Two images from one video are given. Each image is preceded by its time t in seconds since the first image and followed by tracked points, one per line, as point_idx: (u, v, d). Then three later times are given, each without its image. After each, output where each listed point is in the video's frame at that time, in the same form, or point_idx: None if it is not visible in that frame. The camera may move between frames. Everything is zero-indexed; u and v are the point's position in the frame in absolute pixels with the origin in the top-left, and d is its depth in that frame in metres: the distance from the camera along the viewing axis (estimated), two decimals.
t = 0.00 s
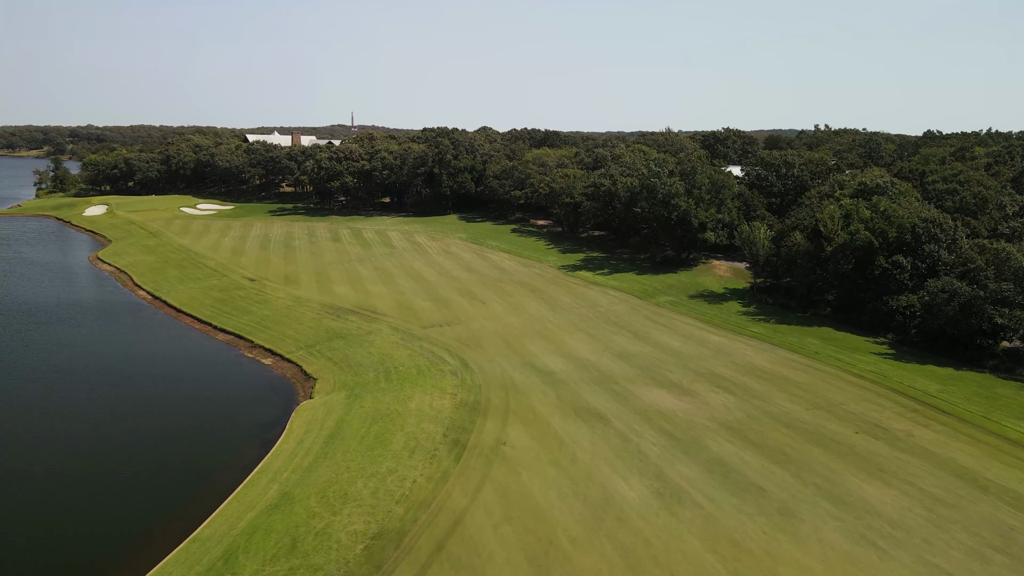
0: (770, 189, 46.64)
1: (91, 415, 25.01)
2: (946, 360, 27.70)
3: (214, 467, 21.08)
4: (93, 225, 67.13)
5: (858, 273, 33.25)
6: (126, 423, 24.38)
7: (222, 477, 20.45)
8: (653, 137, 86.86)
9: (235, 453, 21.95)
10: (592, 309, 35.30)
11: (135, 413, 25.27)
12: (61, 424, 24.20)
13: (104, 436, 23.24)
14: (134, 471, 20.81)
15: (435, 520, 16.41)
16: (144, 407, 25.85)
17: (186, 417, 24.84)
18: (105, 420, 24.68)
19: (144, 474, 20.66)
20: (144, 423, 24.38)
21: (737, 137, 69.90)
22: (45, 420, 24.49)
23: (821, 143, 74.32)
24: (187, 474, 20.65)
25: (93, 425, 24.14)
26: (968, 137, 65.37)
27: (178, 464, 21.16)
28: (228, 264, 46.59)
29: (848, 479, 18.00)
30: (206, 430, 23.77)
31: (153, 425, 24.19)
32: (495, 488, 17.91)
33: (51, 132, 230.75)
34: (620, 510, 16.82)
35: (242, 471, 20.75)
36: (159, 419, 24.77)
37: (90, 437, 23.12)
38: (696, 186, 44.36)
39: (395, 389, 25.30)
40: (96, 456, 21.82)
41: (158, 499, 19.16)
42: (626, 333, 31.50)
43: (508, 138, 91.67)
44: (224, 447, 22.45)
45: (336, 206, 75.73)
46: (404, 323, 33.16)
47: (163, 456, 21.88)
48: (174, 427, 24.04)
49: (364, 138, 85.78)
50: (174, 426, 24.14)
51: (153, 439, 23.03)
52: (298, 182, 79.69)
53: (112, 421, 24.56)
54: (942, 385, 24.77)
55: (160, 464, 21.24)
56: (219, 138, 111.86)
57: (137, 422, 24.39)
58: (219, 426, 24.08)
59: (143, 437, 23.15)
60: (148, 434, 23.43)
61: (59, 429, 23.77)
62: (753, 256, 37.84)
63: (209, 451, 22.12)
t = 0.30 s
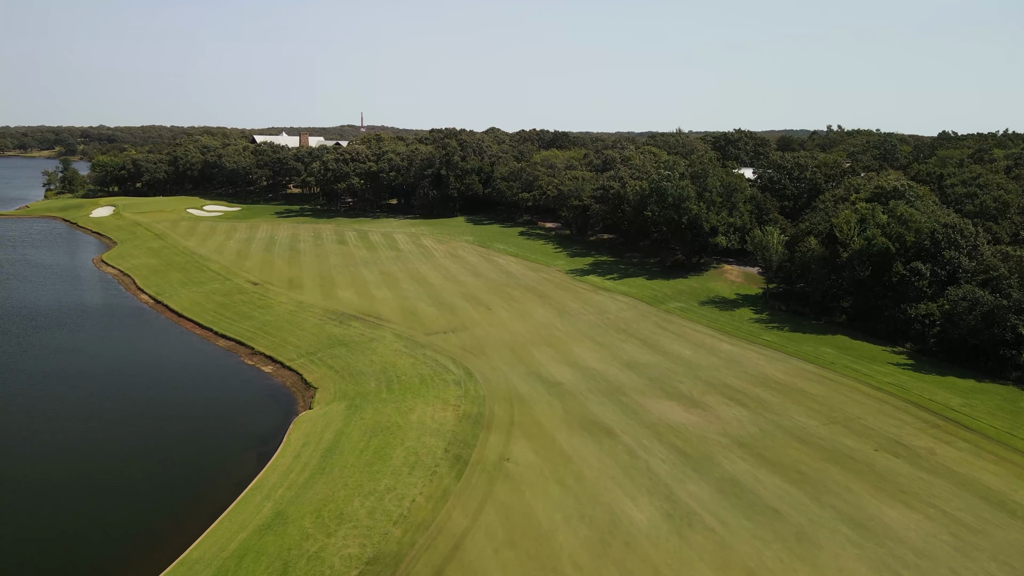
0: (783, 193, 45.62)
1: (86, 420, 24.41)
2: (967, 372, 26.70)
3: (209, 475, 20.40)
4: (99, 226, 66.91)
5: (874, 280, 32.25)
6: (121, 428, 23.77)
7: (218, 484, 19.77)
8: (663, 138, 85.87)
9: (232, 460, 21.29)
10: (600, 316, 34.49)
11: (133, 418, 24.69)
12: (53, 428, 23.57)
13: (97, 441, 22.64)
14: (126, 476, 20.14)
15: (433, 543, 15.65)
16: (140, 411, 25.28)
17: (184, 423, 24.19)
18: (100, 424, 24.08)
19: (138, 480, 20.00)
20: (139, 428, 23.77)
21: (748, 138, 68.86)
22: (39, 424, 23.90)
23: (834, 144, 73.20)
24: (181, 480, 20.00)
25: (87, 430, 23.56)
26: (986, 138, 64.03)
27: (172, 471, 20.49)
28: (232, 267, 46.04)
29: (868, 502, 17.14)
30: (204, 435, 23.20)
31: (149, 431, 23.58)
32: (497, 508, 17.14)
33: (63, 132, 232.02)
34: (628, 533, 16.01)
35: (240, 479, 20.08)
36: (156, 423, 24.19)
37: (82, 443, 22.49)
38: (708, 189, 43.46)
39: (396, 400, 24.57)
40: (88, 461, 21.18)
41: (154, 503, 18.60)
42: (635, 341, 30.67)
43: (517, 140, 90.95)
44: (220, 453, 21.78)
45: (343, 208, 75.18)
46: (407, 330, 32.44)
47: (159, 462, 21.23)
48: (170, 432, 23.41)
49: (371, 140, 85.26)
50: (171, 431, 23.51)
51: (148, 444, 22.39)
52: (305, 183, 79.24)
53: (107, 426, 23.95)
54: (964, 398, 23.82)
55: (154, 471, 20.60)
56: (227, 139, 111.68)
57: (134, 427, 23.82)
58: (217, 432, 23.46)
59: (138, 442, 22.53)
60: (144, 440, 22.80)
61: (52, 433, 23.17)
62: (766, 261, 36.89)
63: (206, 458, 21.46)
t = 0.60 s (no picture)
0: (796, 196, 44.70)
1: (81, 432, 23.92)
2: (988, 384, 25.77)
3: (204, 494, 19.89)
4: (105, 228, 66.67)
5: (891, 287, 31.33)
6: (116, 441, 23.27)
7: (212, 505, 19.27)
8: (673, 139, 84.90)
9: (228, 478, 20.79)
10: (608, 322, 33.72)
11: (128, 430, 24.19)
12: (48, 441, 23.09)
13: (91, 455, 22.16)
14: (119, 497, 19.67)
15: (430, 569, 14.92)
16: (136, 422, 24.78)
17: (181, 436, 23.68)
18: (94, 436, 23.59)
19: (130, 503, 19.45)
20: (135, 441, 23.28)
21: (760, 140, 67.86)
22: (33, 436, 23.43)
23: (847, 146, 72.08)
24: (174, 501, 19.51)
25: (81, 443, 23.07)
26: (1002, 140, 62.79)
27: (166, 491, 20.02)
28: (236, 271, 45.52)
29: (888, 526, 16.31)
30: (200, 450, 22.69)
31: (144, 444, 23.08)
32: (499, 530, 16.37)
33: (74, 133, 233.27)
34: (635, 558, 15.25)
35: (235, 499, 19.56)
36: (152, 436, 23.70)
37: (76, 457, 22.01)
38: (719, 192, 42.59)
39: (397, 411, 23.87)
40: (81, 478, 20.71)
41: (142, 530, 18.02)
42: (644, 349, 29.88)
43: (525, 141, 90.25)
44: (217, 470, 21.30)
45: (349, 210, 74.68)
46: (411, 337, 31.76)
47: (153, 479, 20.74)
48: (166, 446, 22.90)
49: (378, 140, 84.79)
50: (167, 445, 23.00)
51: (143, 460, 21.90)
52: (312, 185, 78.83)
53: (102, 438, 23.44)
54: (986, 412, 22.91)
55: (147, 489, 20.11)
56: (235, 139, 111.40)
57: (129, 440, 23.32)
58: (214, 446, 22.94)
59: (133, 458, 22.04)
60: (139, 454, 22.31)
61: (47, 447, 22.71)
62: (778, 267, 36.04)
63: (201, 476, 20.94)
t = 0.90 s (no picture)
0: (809, 199, 43.74)
1: (78, 435, 23.60)
2: (1010, 396, 24.82)
3: (200, 502, 19.55)
4: (111, 230, 66.40)
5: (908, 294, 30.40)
6: (114, 445, 22.94)
7: (210, 513, 18.92)
8: (683, 140, 83.94)
9: (227, 485, 20.45)
10: (616, 329, 32.94)
11: (127, 433, 23.87)
12: (43, 448, 22.60)
13: (88, 460, 21.83)
14: (115, 502, 19.33)
15: None
16: (135, 426, 24.45)
17: (180, 440, 23.38)
18: (92, 440, 23.26)
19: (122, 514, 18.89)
20: (133, 445, 22.93)
21: (771, 141, 66.84)
22: (29, 440, 23.08)
23: (861, 147, 70.92)
24: (170, 508, 19.15)
25: (78, 447, 22.72)
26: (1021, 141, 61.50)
27: (162, 498, 19.65)
28: (240, 274, 45.02)
29: (911, 551, 15.49)
30: (200, 454, 22.36)
31: (141, 449, 22.74)
32: (500, 553, 15.63)
33: (84, 133, 234.42)
34: None
35: (234, 508, 19.18)
36: (150, 440, 23.38)
37: (73, 462, 21.67)
38: (731, 195, 41.73)
39: (398, 422, 23.17)
40: (77, 483, 20.36)
41: (133, 543, 17.44)
42: (653, 358, 29.07)
43: (534, 142, 89.55)
44: (214, 476, 20.96)
45: (356, 212, 74.17)
46: (414, 343, 31.07)
47: (150, 485, 20.38)
48: (164, 451, 22.58)
49: (386, 141, 84.30)
50: (166, 450, 22.69)
51: (140, 465, 21.57)
52: (319, 186, 78.37)
53: (100, 442, 23.10)
54: (1010, 426, 22.00)
55: (143, 496, 19.73)
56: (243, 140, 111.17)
57: (127, 445, 23.00)
58: (213, 451, 22.60)
59: (131, 463, 21.72)
60: (136, 459, 21.99)
61: (43, 451, 22.36)
62: (792, 273, 35.16)
63: (199, 482, 20.63)
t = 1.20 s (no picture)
0: (823, 202, 42.80)
1: (80, 438, 23.75)
2: None
3: (199, 503, 19.68)
4: (118, 232, 66.16)
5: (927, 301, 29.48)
6: (115, 448, 23.09)
7: (209, 514, 19.05)
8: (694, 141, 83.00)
9: (226, 486, 20.61)
10: (625, 336, 32.17)
11: (127, 435, 24.02)
12: (38, 458, 22.20)
13: (89, 462, 21.95)
14: (116, 503, 19.48)
15: None
16: (135, 428, 24.59)
17: (180, 442, 23.52)
18: (93, 442, 23.42)
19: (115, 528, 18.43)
20: (133, 447, 23.09)
21: (784, 142, 65.77)
22: (31, 443, 23.24)
23: (875, 149, 69.77)
24: (170, 508, 19.30)
25: (79, 449, 22.86)
26: None
27: (156, 511, 19.16)
28: (244, 277, 44.52)
29: None
30: (199, 456, 22.47)
31: (138, 459, 22.29)
32: None
33: (95, 134, 235.58)
34: None
35: (233, 511, 19.23)
36: (151, 442, 23.55)
37: (74, 464, 21.81)
38: (743, 198, 40.86)
39: (400, 434, 22.48)
40: (78, 484, 20.50)
41: (123, 560, 16.94)
42: (663, 366, 28.28)
43: (543, 143, 88.83)
44: (213, 481, 20.89)
45: (364, 213, 73.64)
46: (418, 351, 30.41)
47: (150, 487, 20.53)
48: (165, 453, 22.75)
49: (394, 142, 83.77)
50: (166, 451, 22.84)
51: (137, 473, 21.33)
52: (326, 188, 77.96)
53: (101, 444, 23.26)
54: None
55: (137, 509, 19.28)
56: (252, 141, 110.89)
57: (128, 446, 23.18)
58: (213, 452, 22.77)
59: (131, 464, 21.87)
60: (137, 460, 22.15)
61: (46, 453, 22.52)
62: (806, 278, 34.28)
63: (199, 483, 20.77)
